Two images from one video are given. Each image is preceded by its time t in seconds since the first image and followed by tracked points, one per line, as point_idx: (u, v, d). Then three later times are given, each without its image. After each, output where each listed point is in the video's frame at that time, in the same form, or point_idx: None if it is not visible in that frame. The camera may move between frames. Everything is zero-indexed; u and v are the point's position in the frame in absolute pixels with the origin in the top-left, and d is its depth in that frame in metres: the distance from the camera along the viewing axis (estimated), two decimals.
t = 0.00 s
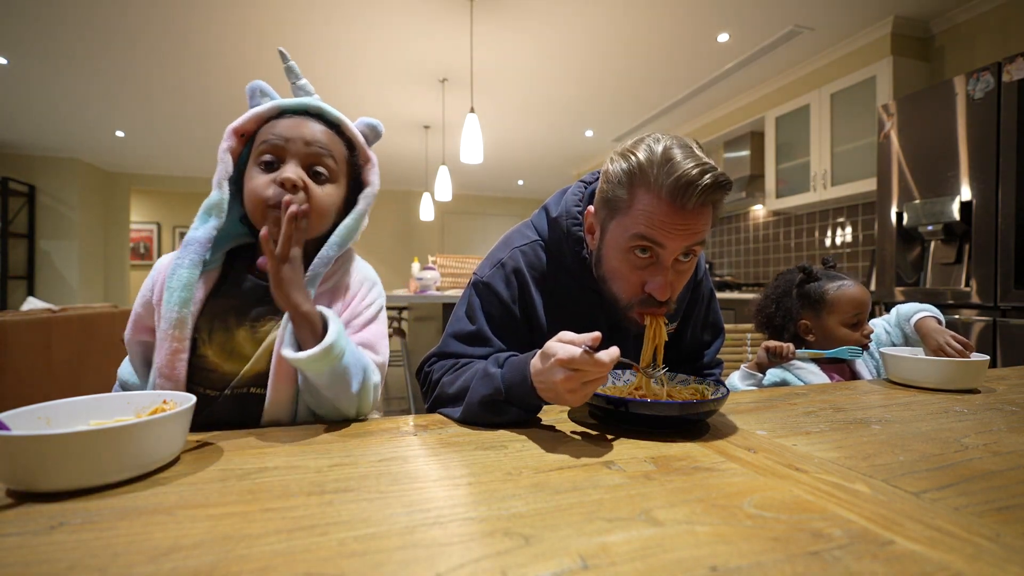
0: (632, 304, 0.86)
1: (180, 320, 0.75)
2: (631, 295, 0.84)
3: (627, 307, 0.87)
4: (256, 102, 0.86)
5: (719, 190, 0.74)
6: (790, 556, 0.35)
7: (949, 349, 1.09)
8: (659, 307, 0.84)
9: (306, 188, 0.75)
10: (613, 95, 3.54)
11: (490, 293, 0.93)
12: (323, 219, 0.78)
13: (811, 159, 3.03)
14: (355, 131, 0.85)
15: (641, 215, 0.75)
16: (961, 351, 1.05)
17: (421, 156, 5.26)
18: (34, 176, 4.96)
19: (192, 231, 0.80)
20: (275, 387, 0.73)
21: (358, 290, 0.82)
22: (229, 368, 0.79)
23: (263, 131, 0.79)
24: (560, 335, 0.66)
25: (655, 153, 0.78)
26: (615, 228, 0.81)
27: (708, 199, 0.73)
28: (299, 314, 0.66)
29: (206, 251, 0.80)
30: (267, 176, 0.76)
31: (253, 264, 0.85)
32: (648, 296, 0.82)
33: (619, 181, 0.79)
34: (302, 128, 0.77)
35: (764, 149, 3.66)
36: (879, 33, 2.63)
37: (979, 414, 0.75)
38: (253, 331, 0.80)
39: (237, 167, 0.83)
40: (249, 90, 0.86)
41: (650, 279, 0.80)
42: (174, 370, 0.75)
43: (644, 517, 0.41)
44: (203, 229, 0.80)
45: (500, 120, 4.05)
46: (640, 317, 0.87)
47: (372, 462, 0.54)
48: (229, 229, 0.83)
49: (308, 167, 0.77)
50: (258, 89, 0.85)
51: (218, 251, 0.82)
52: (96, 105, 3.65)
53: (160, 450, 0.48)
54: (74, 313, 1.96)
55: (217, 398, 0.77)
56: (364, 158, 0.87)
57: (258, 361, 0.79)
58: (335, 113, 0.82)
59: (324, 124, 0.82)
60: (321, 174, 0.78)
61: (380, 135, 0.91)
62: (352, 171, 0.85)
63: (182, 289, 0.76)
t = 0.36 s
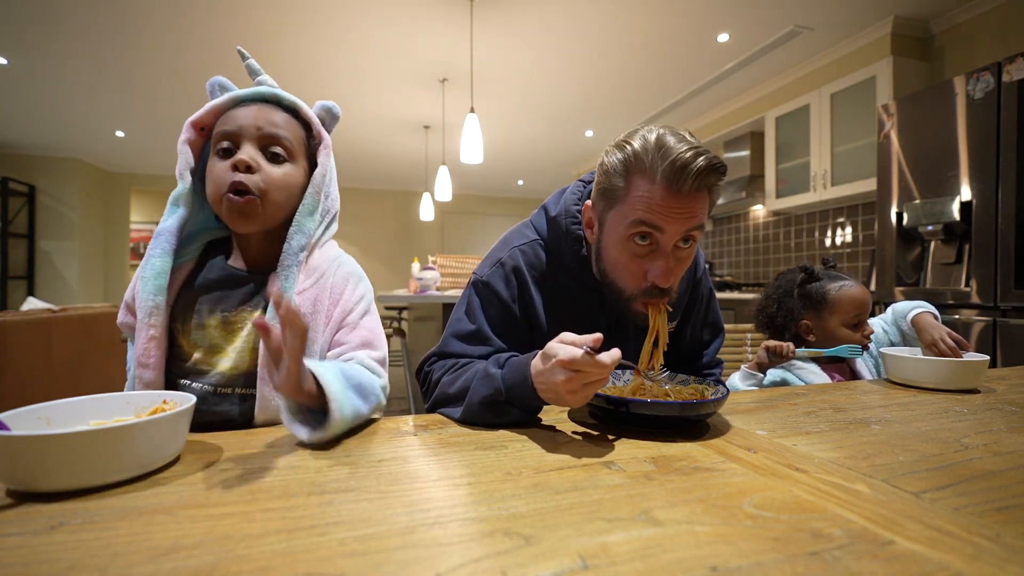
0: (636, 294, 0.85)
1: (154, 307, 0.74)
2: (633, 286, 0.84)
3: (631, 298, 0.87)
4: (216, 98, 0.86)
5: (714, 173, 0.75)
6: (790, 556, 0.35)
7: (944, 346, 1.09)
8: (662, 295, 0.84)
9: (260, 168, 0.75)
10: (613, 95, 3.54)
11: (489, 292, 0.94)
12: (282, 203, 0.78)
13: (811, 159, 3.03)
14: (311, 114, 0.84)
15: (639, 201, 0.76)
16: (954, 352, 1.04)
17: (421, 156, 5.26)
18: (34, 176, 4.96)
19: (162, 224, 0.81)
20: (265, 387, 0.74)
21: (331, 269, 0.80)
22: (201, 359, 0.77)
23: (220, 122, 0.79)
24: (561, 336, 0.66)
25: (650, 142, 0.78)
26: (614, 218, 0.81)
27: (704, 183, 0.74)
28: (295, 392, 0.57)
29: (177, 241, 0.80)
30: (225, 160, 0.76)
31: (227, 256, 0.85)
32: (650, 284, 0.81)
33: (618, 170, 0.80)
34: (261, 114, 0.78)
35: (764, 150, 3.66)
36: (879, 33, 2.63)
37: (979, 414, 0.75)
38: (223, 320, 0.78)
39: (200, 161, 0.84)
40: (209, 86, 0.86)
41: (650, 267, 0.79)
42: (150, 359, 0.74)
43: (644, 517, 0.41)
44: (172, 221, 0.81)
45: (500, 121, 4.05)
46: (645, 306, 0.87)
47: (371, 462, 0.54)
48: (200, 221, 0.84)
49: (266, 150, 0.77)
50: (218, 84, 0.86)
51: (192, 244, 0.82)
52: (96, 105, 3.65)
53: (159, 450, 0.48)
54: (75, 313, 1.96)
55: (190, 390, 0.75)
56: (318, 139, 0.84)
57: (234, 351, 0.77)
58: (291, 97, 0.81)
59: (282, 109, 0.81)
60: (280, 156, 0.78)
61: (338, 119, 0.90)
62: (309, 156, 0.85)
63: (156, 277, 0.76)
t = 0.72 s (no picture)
0: (634, 288, 0.84)
1: (170, 303, 0.75)
2: (631, 280, 0.83)
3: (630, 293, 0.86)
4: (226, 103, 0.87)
5: (711, 167, 0.76)
6: (790, 556, 0.35)
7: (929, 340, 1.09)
8: (662, 289, 0.83)
9: (262, 165, 0.75)
10: (613, 95, 3.54)
11: (488, 292, 0.94)
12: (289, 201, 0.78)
13: (811, 159, 3.03)
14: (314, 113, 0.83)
15: (638, 195, 0.76)
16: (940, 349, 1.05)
17: (421, 156, 5.26)
18: (34, 176, 4.96)
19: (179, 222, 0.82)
20: (262, 384, 0.73)
21: (331, 262, 0.79)
22: (203, 352, 0.76)
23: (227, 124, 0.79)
24: (560, 337, 0.66)
25: (645, 138, 0.79)
26: (612, 213, 0.81)
27: (700, 176, 0.75)
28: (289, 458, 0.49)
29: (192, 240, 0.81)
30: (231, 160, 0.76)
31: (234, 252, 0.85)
32: (650, 278, 0.81)
33: (616, 165, 0.80)
34: (265, 114, 0.77)
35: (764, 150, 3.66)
36: (879, 33, 2.63)
37: (979, 414, 0.75)
38: (224, 315, 0.77)
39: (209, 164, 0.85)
40: (219, 90, 0.86)
41: (649, 260, 0.79)
42: (163, 354, 0.75)
43: (644, 517, 0.41)
44: (187, 219, 0.82)
45: (500, 121, 4.05)
46: (644, 301, 0.86)
47: (371, 462, 0.54)
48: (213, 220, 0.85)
49: (270, 150, 0.77)
50: (227, 88, 0.86)
51: (206, 242, 0.83)
52: (96, 106, 3.65)
53: (159, 451, 0.48)
54: (75, 312, 1.96)
55: (193, 384, 0.75)
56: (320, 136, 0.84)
57: (231, 347, 0.76)
58: (294, 97, 0.81)
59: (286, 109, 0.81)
60: (284, 154, 0.78)
61: (342, 117, 0.89)
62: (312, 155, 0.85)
63: (167, 275, 0.77)
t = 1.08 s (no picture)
0: (634, 286, 0.84)
1: (217, 296, 0.78)
2: (630, 279, 0.83)
3: (629, 291, 0.86)
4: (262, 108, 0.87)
5: (710, 164, 0.75)
6: (790, 556, 0.35)
7: (926, 339, 1.13)
8: (662, 287, 0.83)
9: (295, 176, 0.76)
10: (613, 96, 3.55)
11: (488, 292, 0.94)
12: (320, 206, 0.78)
13: (811, 159, 3.03)
14: (348, 116, 0.82)
15: (640, 193, 0.76)
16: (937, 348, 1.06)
17: (421, 156, 5.26)
18: (34, 177, 4.96)
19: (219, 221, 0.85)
20: (281, 385, 0.74)
21: (357, 267, 0.79)
22: (235, 350, 0.80)
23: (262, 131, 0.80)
24: (558, 336, 0.66)
25: (643, 137, 0.79)
26: (612, 211, 0.81)
27: (700, 174, 0.75)
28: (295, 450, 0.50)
29: (239, 238, 0.83)
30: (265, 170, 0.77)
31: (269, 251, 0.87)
32: (650, 275, 0.81)
33: (616, 163, 0.80)
34: (299, 121, 0.78)
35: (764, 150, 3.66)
36: (879, 33, 2.63)
37: (979, 413, 0.75)
38: (254, 314, 0.80)
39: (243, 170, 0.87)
40: (255, 95, 0.86)
41: (649, 258, 0.79)
42: (203, 349, 0.77)
43: (644, 517, 0.41)
44: (229, 219, 0.85)
45: (500, 121, 4.05)
46: (642, 299, 0.86)
47: (372, 462, 0.54)
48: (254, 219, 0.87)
49: (301, 159, 0.77)
50: (263, 93, 0.86)
51: (248, 239, 0.86)
52: (96, 105, 3.65)
53: (161, 451, 0.49)
54: (74, 313, 1.96)
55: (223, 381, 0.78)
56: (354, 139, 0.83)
57: (257, 344, 0.78)
58: (326, 100, 0.81)
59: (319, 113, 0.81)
60: (316, 163, 0.78)
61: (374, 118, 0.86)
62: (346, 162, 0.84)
63: (217, 270, 0.79)
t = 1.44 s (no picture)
0: (635, 284, 0.84)
1: (218, 295, 0.78)
2: (630, 277, 0.83)
3: (630, 290, 0.86)
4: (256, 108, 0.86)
5: (711, 161, 0.76)
6: (790, 556, 0.35)
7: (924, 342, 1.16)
8: (663, 285, 0.83)
9: (293, 185, 0.75)
10: (613, 96, 3.55)
11: (488, 292, 0.94)
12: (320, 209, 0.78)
13: (811, 159, 3.03)
14: (342, 115, 0.81)
15: (642, 191, 0.76)
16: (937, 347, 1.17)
17: (421, 156, 5.26)
18: (34, 177, 4.97)
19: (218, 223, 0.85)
20: (283, 385, 0.73)
21: (361, 267, 0.79)
22: (235, 349, 0.79)
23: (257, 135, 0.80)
24: (558, 336, 0.66)
25: (643, 135, 0.79)
26: (612, 209, 0.81)
27: (700, 171, 0.75)
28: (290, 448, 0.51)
29: (239, 239, 0.83)
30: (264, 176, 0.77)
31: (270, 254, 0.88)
32: (650, 273, 0.81)
33: (616, 161, 0.80)
34: (292, 124, 0.77)
35: (764, 150, 3.66)
36: (879, 33, 2.63)
37: (979, 414, 0.75)
38: (255, 313, 0.80)
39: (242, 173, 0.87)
40: (248, 95, 0.86)
41: (651, 256, 0.79)
42: (204, 347, 0.77)
43: (644, 517, 0.41)
44: (228, 220, 0.85)
45: (500, 121, 4.05)
46: (643, 297, 0.86)
47: (372, 462, 0.54)
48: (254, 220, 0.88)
49: (298, 165, 0.77)
50: (255, 93, 0.85)
51: (249, 241, 0.86)
52: (96, 105, 3.65)
53: (161, 451, 0.49)
54: (74, 313, 1.96)
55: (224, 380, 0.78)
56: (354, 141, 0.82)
57: (259, 343, 0.78)
58: (316, 100, 0.80)
59: (315, 112, 0.80)
60: (312, 168, 0.78)
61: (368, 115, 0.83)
62: (344, 164, 0.83)
63: (217, 269, 0.79)
